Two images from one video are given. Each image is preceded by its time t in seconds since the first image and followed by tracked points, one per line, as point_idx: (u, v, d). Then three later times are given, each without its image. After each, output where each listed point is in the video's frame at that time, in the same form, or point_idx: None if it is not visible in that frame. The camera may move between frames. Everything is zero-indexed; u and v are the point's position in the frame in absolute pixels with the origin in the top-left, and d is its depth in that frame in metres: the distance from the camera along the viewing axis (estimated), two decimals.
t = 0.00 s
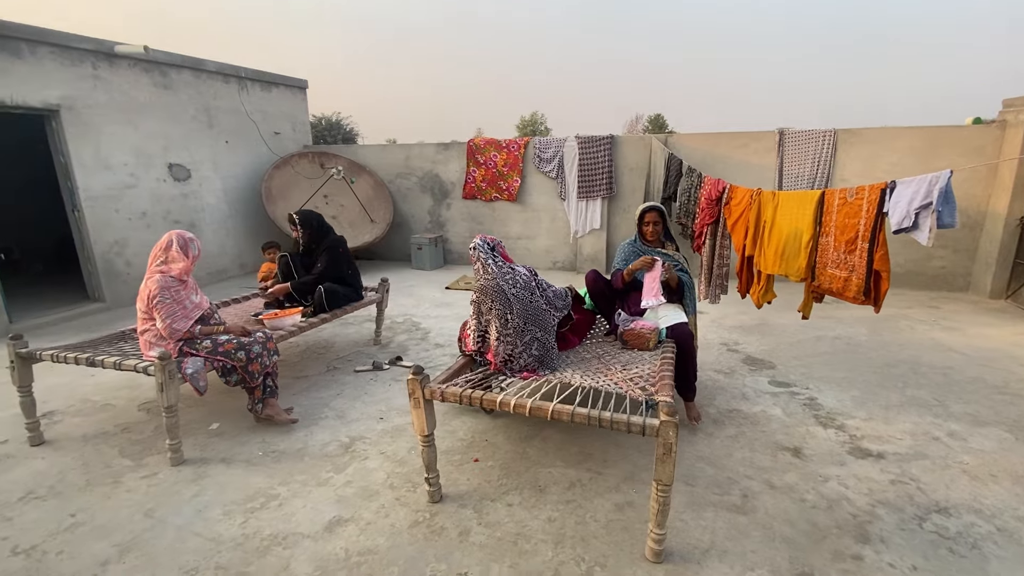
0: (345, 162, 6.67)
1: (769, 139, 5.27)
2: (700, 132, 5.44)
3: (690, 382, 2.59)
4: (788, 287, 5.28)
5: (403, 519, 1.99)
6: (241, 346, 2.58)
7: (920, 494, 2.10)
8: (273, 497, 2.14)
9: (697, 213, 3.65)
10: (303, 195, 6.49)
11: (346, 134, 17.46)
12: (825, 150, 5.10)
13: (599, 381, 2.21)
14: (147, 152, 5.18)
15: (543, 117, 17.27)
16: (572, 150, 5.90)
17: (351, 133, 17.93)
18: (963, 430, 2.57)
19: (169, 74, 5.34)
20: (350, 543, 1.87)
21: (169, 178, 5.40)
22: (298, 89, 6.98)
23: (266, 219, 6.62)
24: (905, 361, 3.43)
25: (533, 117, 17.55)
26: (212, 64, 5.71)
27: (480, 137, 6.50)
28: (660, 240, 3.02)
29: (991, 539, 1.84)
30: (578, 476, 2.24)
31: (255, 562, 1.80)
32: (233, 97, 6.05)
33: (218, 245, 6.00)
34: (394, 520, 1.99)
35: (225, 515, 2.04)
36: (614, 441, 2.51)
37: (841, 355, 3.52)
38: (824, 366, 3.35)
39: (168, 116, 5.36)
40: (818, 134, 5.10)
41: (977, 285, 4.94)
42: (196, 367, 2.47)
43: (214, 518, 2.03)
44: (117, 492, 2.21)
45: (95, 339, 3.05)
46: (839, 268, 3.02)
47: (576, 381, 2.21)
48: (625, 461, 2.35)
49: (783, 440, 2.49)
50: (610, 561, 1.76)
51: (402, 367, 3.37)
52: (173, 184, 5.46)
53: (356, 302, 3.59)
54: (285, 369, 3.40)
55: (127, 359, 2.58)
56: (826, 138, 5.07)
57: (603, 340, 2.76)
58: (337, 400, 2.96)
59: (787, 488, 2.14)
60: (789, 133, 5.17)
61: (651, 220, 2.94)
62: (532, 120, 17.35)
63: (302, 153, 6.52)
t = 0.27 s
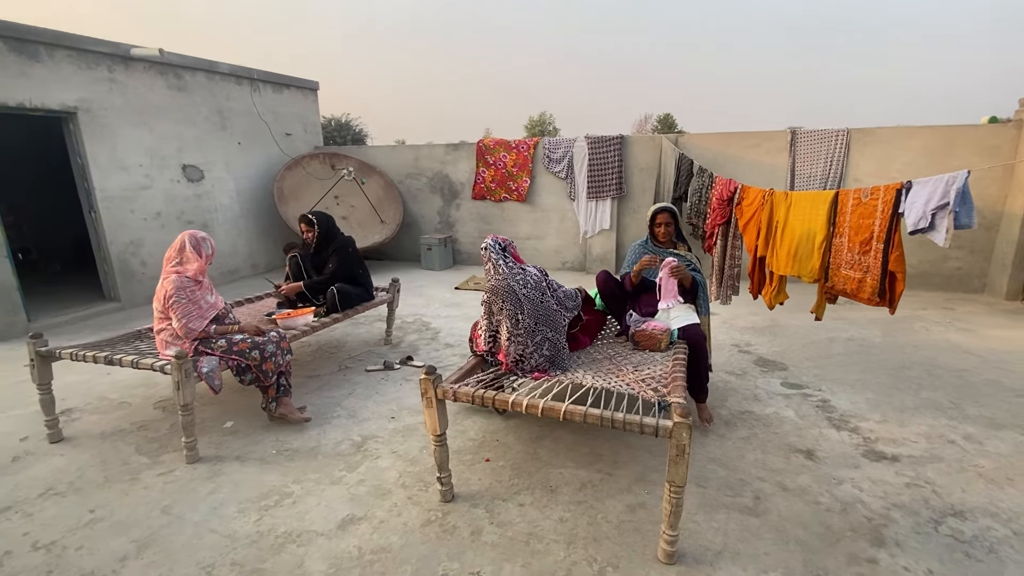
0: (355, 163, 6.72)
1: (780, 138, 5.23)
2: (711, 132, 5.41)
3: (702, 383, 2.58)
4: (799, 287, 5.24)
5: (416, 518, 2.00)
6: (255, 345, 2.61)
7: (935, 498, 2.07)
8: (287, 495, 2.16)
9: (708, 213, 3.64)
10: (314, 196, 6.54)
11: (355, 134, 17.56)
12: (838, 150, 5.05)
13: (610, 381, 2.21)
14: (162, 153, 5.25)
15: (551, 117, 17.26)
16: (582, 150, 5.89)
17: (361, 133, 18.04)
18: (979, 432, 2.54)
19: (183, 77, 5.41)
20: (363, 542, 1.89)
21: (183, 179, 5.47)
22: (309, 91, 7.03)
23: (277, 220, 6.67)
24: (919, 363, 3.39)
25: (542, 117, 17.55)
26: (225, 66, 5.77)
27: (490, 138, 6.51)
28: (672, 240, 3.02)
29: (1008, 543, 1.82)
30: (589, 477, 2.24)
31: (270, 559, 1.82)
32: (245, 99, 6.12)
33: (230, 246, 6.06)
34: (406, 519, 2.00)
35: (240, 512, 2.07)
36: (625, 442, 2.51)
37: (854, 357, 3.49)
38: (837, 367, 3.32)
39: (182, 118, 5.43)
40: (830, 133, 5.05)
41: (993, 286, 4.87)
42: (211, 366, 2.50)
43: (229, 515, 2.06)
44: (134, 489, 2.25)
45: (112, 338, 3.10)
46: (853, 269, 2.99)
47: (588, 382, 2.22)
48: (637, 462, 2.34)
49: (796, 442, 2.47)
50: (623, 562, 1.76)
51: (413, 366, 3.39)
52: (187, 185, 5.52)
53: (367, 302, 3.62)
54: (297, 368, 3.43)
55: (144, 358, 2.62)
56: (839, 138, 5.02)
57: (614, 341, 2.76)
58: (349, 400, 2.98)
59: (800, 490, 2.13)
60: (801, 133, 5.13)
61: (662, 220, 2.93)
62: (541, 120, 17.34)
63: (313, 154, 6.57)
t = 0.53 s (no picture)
0: (361, 164, 6.74)
1: (786, 138, 5.21)
2: (716, 132, 5.40)
3: (708, 383, 2.58)
4: (805, 288, 5.22)
5: (424, 518, 2.01)
6: (263, 345, 2.63)
7: (943, 499, 2.06)
8: (295, 494, 2.18)
9: (713, 213, 3.63)
10: (320, 197, 6.57)
11: (360, 136, 17.63)
12: (844, 150, 5.04)
13: (617, 382, 2.22)
14: (170, 154, 5.29)
15: (555, 117, 17.28)
16: (587, 150, 5.90)
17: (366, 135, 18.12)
18: (987, 433, 2.53)
19: (191, 78, 5.45)
20: (371, 540, 1.90)
21: (190, 180, 5.51)
22: (315, 92, 7.07)
23: (283, 220, 6.71)
24: (927, 363, 3.37)
25: (546, 118, 17.56)
26: (232, 68, 5.81)
27: (495, 138, 6.52)
28: (678, 241, 3.02)
29: (1017, 544, 1.81)
30: (596, 477, 2.25)
31: (279, 557, 1.84)
32: (252, 101, 6.15)
33: (237, 246, 6.10)
34: (414, 518, 2.01)
35: (249, 511, 2.09)
36: (632, 442, 2.51)
37: (861, 357, 3.48)
38: (844, 368, 3.31)
39: (189, 119, 5.47)
40: (836, 133, 5.04)
41: (1001, 287, 4.84)
42: (219, 365, 2.52)
43: (238, 514, 2.07)
44: (145, 487, 2.27)
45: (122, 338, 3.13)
46: (861, 269, 2.98)
47: (594, 382, 2.22)
48: (643, 462, 2.35)
49: (803, 443, 2.47)
50: (630, 562, 1.77)
51: (419, 366, 3.40)
52: (195, 186, 5.56)
53: (373, 302, 3.63)
54: (304, 368, 3.45)
55: (154, 357, 2.64)
56: (845, 138, 5.01)
57: (620, 341, 2.76)
58: (356, 399, 2.99)
59: (807, 490, 2.13)
60: (807, 133, 5.12)
61: (668, 221, 2.94)
62: (545, 121, 17.36)
63: (319, 155, 6.61)
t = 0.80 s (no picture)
0: (359, 164, 6.73)
1: (784, 138, 5.23)
2: (714, 132, 5.42)
3: (708, 382, 2.59)
4: (804, 287, 5.23)
5: (424, 518, 2.01)
6: (263, 345, 2.63)
7: (942, 497, 2.07)
8: (295, 495, 2.18)
9: (712, 213, 3.64)
10: (319, 197, 6.56)
11: (358, 136, 17.63)
12: (842, 150, 5.05)
13: (617, 381, 2.22)
14: (168, 155, 5.28)
15: (554, 117, 17.30)
16: (585, 150, 5.90)
17: (364, 135, 18.13)
18: (985, 432, 2.54)
19: (189, 79, 5.44)
20: (372, 541, 1.90)
21: (189, 181, 5.50)
22: (313, 93, 7.06)
23: (282, 221, 6.70)
24: (925, 362, 3.39)
25: (544, 118, 17.57)
26: (230, 69, 5.81)
27: (493, 139, 6.52)
28: (676, 240, 3.03)
29: (1016, 541, 1.82)
30: (596, 477, 2.25)
31: (279, 558, 1.84)
32: (250, 101, 6.15)
33: (235, 247, 6.09)
34: (414, 518, 2.01)
35: (249, 512, 2.08)
36: (632, 442, 2.52)
37: (860, 357, 3.49)
38: (842, 367, 3.32)
39: (187, 120, 5.46)
40: (834, 133, 5.05)
41: (998, 286, 4.86)
42: (219, 366, 2.52)
43: (238, 515, 2.07)
44: (144, 488, 2.27)
45: (121, 339, 3.12)
46: (859, 269, 2.99)
47: (594, 382, 2.22)
48: (643, 462, 2.35)
49: (802, 442, 2.48)
50: (630, 561, 1.77)
51: (419, 366, 3.40)
52: (193, 187, 5.55)
53: (372, 302, 3.62)
54: (304, 369, 3.45)
55: (153, 358, 2.64)
56: (842, 138, 5.02)
57: (620, 341, 2.76)
58: (355, 400, 2.99)
59: (807, 489, 2.13)
60: (805, 133, 5.13)
61: (666, 221, 2.95)
62: (543, 121, 17.39)
63: (317, 156, 6.61)
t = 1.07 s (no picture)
0: (350, 164, 6.64)
1: (773, 139, 5.27)
2: (705, 132, 5.45)
3: (699, 381, 2.60)
4: (794, 286, 5.28)
5: (416, 519, 2.00)
6: (253, 347, 2.60)
7: (930, 492, 2.10)
8: (286, 497, 2.16)
9: (703, 213, 3.66)
10: (309, 198, 6.52)
11: (349, 137, 17.55)
12: (830, 150, 5.10)
13: (609, 381, 2.22)
14: (156, 156, 5.22)
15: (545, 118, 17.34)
16: (577, 151, 5.91)
17: (355, 136, 18.06)
18: (972, 427, 2.58)
19: (177, 79, 5.39)
20: (364, 543, 1.89)
21: (177, 181, 5.44)
22: (303, 93, 7.02)
23: (272, 222, 6.65)
24: (912, 360, 3.43)
25: (536, 119, 17.60)
26: (219, 68, 5.75)
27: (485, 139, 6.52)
28: (668, 240, 3.02)
29: (1002, 536, 1.84)
30: (589, 476, 2.25)
31: (270, 561, 1.82)
32: (239, 101, 6.09)
33: (225, 248, 6.04)
34: (406, 519, 2.00)
35: (239, 516, 2.06)
36: (624, 441, 2.52)
37: (849, 354, 3.53)
38: (831, 365, 3.35)
39: (175, 120, 5.40)
40: (822, 134, 5.10)
41: (983, 284, 4.93)
42: (208, 368, 2.49)
43: (228, 518, 2.05)
44: (132, 493, 2.23)
45: (108, 342, 3.08)
46: (847, 267, 3.02)
47: (587, 382, 2.22)
48: (635, 460, 2.35)
49: (792, 439, 2.49)
50: (623, 560, 1.77)
51: (411, 368, 3.39)
52: (181, 188, 5.50)
53: (363, 303, 3.60)
54: (295, 370, 3.42)
55: (141, 361, 2.61)
56: (830, 138, 5.07)
57: (612, 341, 2.76)
58: (347, 401, 2.98)
59: (797, 486, 2.15)
60: (794, 133, 5.17)
61: (658, 221, 2.95)
62: (535, 122, 17.43)
63: (308, 156, 6.56)
